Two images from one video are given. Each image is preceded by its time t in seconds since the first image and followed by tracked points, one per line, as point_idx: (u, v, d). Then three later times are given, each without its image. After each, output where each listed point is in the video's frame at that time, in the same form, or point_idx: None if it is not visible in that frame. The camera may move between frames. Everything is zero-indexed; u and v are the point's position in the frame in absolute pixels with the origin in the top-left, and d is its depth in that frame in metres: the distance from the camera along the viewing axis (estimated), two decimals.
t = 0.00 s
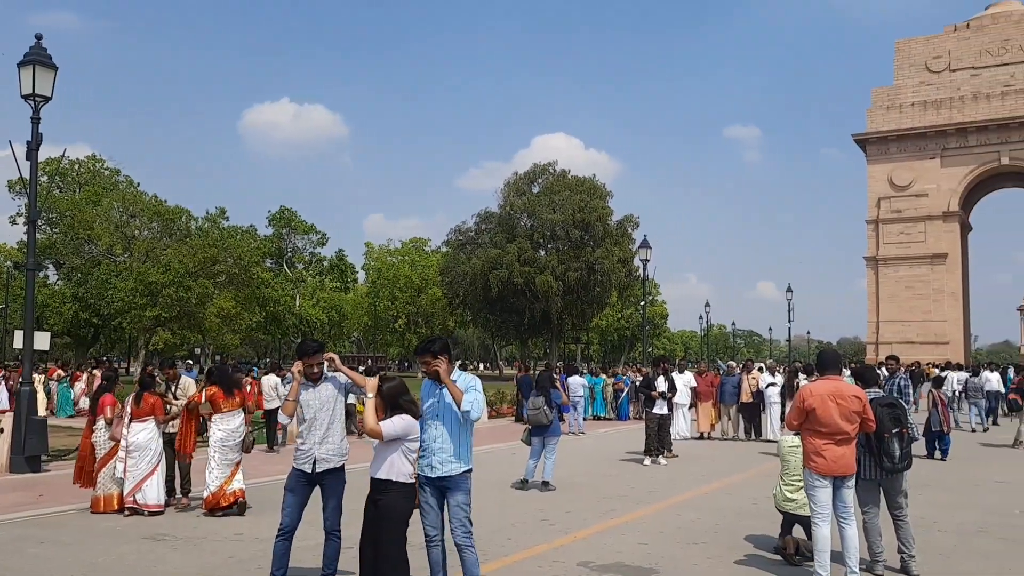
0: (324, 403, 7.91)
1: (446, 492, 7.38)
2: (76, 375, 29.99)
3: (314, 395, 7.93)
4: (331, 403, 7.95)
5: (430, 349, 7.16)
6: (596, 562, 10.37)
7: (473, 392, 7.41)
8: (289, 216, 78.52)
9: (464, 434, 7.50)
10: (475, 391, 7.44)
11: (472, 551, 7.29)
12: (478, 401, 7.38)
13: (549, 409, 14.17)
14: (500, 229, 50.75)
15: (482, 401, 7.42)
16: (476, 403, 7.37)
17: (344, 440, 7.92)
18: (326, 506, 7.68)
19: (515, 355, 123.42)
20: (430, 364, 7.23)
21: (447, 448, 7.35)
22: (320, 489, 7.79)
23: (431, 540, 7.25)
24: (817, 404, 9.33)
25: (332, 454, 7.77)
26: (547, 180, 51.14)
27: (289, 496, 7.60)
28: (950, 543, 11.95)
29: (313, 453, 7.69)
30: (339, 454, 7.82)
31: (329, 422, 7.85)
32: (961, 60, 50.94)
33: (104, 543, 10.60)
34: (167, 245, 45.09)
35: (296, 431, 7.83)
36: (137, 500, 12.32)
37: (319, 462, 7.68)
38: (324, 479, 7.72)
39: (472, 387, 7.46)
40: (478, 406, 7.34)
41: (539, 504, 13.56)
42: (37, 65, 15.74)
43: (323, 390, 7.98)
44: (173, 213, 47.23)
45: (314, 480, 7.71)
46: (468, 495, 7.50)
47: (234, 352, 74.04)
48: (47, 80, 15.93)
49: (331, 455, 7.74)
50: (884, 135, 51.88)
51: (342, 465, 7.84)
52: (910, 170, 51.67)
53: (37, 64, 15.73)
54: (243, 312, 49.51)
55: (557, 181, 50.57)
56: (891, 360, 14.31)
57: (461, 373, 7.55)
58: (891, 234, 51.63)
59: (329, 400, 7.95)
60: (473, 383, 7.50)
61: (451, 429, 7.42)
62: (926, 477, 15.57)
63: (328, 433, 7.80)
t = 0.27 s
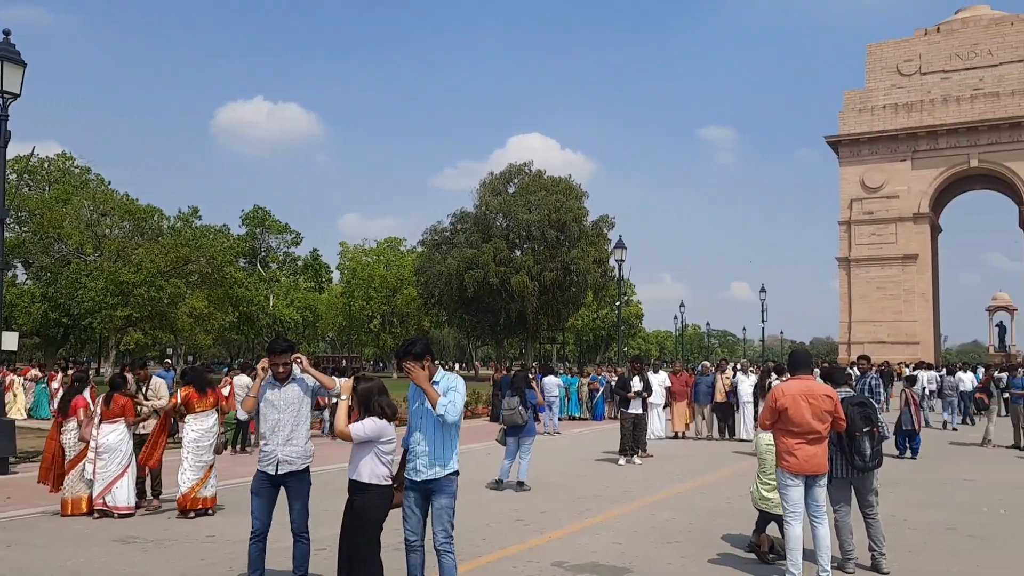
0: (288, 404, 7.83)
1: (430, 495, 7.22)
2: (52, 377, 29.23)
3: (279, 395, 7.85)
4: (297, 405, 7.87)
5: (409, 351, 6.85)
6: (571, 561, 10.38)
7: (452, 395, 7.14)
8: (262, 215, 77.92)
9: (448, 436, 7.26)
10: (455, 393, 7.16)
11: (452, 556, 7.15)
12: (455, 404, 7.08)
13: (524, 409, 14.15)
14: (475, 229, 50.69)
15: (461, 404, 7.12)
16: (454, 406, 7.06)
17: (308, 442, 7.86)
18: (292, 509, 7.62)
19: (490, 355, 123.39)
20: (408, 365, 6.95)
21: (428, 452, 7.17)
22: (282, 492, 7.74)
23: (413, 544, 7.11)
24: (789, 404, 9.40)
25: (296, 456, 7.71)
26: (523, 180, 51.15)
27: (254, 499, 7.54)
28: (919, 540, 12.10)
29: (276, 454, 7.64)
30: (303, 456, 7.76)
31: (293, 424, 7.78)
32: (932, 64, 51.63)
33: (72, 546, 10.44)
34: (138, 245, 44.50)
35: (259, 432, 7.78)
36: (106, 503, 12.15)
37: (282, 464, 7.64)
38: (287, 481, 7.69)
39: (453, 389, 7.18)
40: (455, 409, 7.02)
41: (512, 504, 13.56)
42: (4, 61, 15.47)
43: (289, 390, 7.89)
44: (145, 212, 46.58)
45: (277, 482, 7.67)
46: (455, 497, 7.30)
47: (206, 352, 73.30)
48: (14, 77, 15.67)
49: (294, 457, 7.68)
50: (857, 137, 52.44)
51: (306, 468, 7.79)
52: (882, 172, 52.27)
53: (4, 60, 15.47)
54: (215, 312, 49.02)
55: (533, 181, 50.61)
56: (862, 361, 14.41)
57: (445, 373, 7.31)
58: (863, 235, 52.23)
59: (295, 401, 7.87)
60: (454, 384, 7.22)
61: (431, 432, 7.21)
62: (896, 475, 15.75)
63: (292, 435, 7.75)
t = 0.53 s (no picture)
0: (252, 405, 7.75)
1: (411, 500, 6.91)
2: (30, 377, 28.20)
3: (244, 395, 7.78)
4: (261, 406, 7.79)
5: (394, 353, 6.68)
6: (546, 562, 10.36)
7: (429, 399, 6.74)
8: (238, 215, 77.32)
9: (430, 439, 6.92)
10: (432, 397, 6.75)
11: (433, 562, 6.83)
12: (429, 409, 6.69)
13: (500, 410, 14.12)
14: (452, 230, 50.56)
15: (438, 409, 6.72)
16: (427, 412, 6.68)
17: (270, 445, 7.75)
18: (256, 512, 7.56)
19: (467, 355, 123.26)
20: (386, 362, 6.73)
21: (408, 455, 6.88)
22: (246, 495, 7.65)
23: (390, 548, 6.87)
24: (764, 404, 9.43)
25: (256, 459, 7.63)
26: (501, 180, 51.12)
27: (217, 502, 7.49)
28: (891, 539, 12.22)
29: (235, 457, 7.56)
30: (264, 459, 7.68)
31: (255, 426, 7.71)
32: (906, 67, 52.22)
33: (40, 549, 10.25)
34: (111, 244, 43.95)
35: (221, 433, 7.72)
36: (77, 505, 11.99)
37: (241, 467, 7.56)
38: (247, 484, 7.61)
39: (433, 392, 6.77)
40: (427, 416, 6.63)
41: (488, 505, 13.51)
42: None
43: (254, 391, 7.81)
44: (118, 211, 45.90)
45: (237, 485, 7.59)
46: (440, 503, 6.95)
47: (181, 353, 72.57)
48: None
49: (253, 461, 7.60)
50: (832, 139, 52.89)
51: (266, 471, 7.70)
52: (857, 174, 52.76)
53: None
54: (189, 312, 48.51)
55: (511, 182, 50.59)
56: (837, 361, 14.51)
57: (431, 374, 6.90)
58: (838, 237, 52.70)
59: (259, 402, 7.78)
60: (435, 387, 6.80)
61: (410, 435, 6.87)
62: (869, 475, 15.88)
63: (253, 437, 7.67)
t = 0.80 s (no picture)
0: (222, 407, 7.62)
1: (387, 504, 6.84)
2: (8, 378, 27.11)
3: (213, 396, 7.64)
4: (230, 408, 7.66)
5: (371, 350, 6.59)
6: (524, 564, 10.31)
7: (402, 405, 6.62)
8: (213, 214, 76.66)
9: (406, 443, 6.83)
10: (407, 404, 6.63)
11: (410, 566, 6.82)
12: (401, 416, 6.58)
13: (479, 412, 14.07)
14: (431, 230, 50.35)
15: (412, 416, 6.61)
16: (399, 418, 6.58)
17: (239, 448, 7.65)
18: (227, 515, 7.44)
19: (445, 355, 122.99)
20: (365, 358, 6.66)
21: (382, 459, 6.80)
22: (217, 498, 7.53)
23: (367, 553, 6.77)
24: (741, 405, 9.40)
25: (226, 462, 7.51)
26: (480, 181, 51.02)
27: (188, 507, 7.36)
28: (867, 539, 12.29)
29: (205, 460, 7.43)
30: (234, 463, 7.56)
31: (225, 429, 7.58)
32: (882, 70, 52.69)
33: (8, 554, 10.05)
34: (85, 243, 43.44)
35: (189, 435, 7.56)
36: (48, 509, 11.77)
37: (212, 470, 7.42)
38: (218, 487, 7.47)
39: (408, 397, 6.65)
40: (398, 423, 6.53)
41: (465, 507, 13.42)
42: None
43: (224, 392, 7.68)
44: (92, 210, 45.14)
45: (208, 489, 7.45)
46: (416, 507, 6.87)
47: (155, 354, 71.78)
48: None
49: (224, 463, 7.48)
50: (809, 142, 53.25)
51: (236, 473, 7.59)
52: (833, 176, 53.15)
53: None
54: (164, 313, 48.02)
55: (490, 182, 50.50)
56: (813, 362, 14.59)
57: (408, 377, 6.78)
58: (815, 239, 53.07)
59: (228, 404, 7.65)
60: (411, 392, 6.68)
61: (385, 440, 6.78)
62: (845, 475, 15.96)
63: (223, 439, 7.55)
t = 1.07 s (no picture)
0: (206, 408, 7.65)
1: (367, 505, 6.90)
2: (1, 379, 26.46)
3: (196, 397, 7.65)
4: (213, 409, 7.69)
5: (351, 345, 6.77)
6: (507, 565, 10.37)
7: (374, 404, 6.66)
8: (196, 215, 76.25)
9: (381, 443, 6.86)
10: (378, 402, 6.68)
11: (393, 566, 6.92)
12: (370, 415, 6.63)
13: (462, 413, 14.11)
14: (415, 232, 50.32)
15: (381, 415, 6.63)
16: (367, 418, 6.63)
17: (223, 448, 7.69)
18: (213, 515, 7.44)
19: (429, 356, 122.80)
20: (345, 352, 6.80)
21: (356, 460, 6.82)
22: (202, 499, 7.53)
23: (343, 554, 6.79)
24: (723, 405, 9.53)
25: (211, 463, 7.52)
26: (464, 183, 51.08)
27: (172, 510, 7.33)
28: (846, 538, 12.43)
29: (191, 462, 7.42)
30: (219, 463, 7.59)
31: (209, 430, 7.62)
32: (861, 74, 53.24)
33: None
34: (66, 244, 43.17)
35: (173, 436, 7.55)
36: (28, 511, 11.69)
37: (197, 471, 7.43)
38: (203, 488, 7.48)
39: (380, 396, 6.69)
40: (366, 423, 6.60)
41: (446, 508, 13.48)
42: None
43: (207, 393, 7.71)
44: (73, 211, 44.91)
45: (193, 490, 7.45)
46: (395, 508, 6.91)
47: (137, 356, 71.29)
48: None
49: (210, 464, 7.49)
50: (790, 144, 53.69)
51: (222, 474, 7.61)
52: (814, 179, 53.60)
53: None
54: (146, 315, 47.75)
55: (474, 184, 50.56)
56: (794, 363, 14.76)
57: (387, 377, 6.81)
58: (796, 240, 53.46)
59: (212, 405, 7.68)
60: (383, 391, 6.71)
61: (356, 439, 6.82)
62: (824, 475, 16.13)
63: (208, 440, 7.57)
